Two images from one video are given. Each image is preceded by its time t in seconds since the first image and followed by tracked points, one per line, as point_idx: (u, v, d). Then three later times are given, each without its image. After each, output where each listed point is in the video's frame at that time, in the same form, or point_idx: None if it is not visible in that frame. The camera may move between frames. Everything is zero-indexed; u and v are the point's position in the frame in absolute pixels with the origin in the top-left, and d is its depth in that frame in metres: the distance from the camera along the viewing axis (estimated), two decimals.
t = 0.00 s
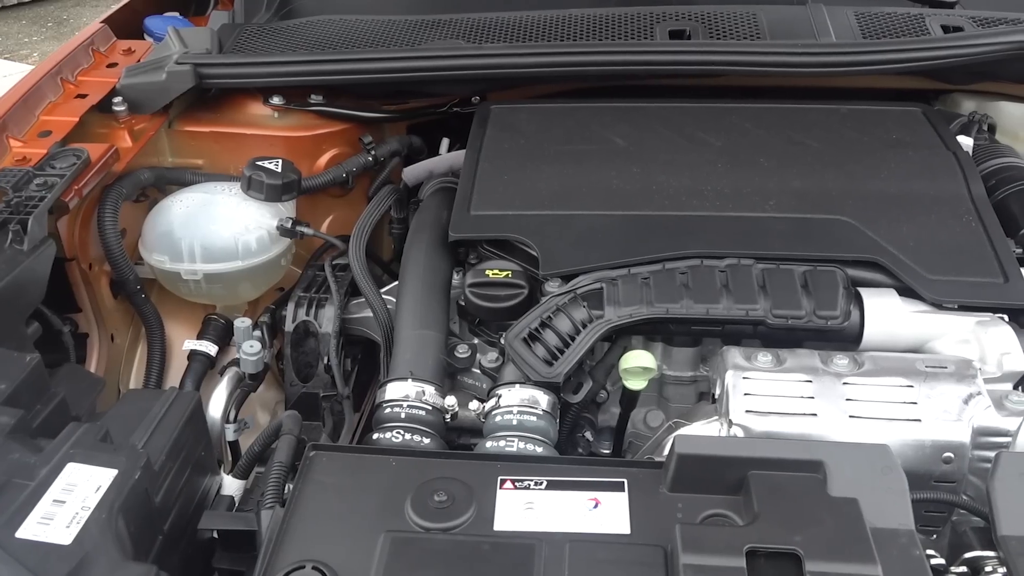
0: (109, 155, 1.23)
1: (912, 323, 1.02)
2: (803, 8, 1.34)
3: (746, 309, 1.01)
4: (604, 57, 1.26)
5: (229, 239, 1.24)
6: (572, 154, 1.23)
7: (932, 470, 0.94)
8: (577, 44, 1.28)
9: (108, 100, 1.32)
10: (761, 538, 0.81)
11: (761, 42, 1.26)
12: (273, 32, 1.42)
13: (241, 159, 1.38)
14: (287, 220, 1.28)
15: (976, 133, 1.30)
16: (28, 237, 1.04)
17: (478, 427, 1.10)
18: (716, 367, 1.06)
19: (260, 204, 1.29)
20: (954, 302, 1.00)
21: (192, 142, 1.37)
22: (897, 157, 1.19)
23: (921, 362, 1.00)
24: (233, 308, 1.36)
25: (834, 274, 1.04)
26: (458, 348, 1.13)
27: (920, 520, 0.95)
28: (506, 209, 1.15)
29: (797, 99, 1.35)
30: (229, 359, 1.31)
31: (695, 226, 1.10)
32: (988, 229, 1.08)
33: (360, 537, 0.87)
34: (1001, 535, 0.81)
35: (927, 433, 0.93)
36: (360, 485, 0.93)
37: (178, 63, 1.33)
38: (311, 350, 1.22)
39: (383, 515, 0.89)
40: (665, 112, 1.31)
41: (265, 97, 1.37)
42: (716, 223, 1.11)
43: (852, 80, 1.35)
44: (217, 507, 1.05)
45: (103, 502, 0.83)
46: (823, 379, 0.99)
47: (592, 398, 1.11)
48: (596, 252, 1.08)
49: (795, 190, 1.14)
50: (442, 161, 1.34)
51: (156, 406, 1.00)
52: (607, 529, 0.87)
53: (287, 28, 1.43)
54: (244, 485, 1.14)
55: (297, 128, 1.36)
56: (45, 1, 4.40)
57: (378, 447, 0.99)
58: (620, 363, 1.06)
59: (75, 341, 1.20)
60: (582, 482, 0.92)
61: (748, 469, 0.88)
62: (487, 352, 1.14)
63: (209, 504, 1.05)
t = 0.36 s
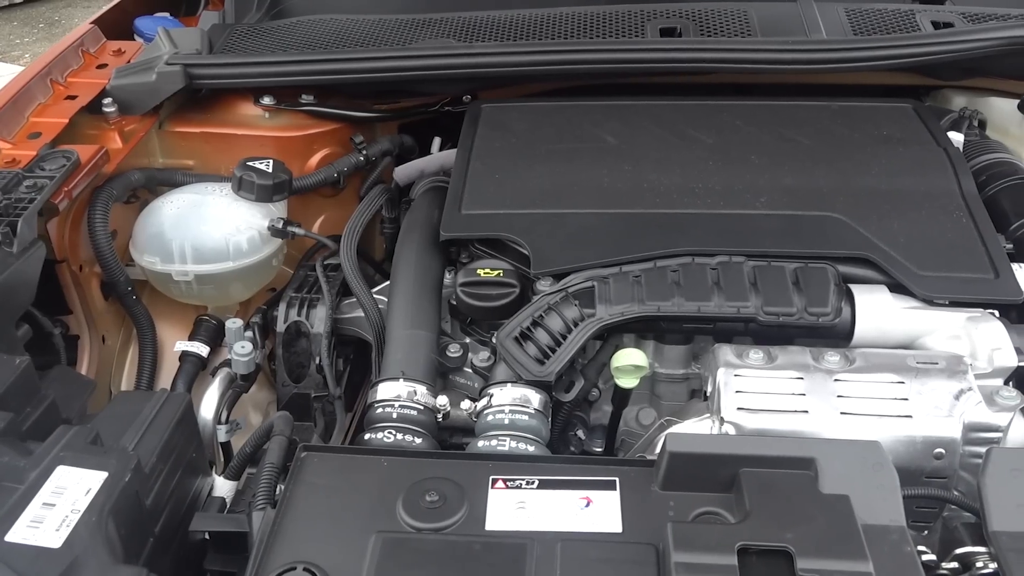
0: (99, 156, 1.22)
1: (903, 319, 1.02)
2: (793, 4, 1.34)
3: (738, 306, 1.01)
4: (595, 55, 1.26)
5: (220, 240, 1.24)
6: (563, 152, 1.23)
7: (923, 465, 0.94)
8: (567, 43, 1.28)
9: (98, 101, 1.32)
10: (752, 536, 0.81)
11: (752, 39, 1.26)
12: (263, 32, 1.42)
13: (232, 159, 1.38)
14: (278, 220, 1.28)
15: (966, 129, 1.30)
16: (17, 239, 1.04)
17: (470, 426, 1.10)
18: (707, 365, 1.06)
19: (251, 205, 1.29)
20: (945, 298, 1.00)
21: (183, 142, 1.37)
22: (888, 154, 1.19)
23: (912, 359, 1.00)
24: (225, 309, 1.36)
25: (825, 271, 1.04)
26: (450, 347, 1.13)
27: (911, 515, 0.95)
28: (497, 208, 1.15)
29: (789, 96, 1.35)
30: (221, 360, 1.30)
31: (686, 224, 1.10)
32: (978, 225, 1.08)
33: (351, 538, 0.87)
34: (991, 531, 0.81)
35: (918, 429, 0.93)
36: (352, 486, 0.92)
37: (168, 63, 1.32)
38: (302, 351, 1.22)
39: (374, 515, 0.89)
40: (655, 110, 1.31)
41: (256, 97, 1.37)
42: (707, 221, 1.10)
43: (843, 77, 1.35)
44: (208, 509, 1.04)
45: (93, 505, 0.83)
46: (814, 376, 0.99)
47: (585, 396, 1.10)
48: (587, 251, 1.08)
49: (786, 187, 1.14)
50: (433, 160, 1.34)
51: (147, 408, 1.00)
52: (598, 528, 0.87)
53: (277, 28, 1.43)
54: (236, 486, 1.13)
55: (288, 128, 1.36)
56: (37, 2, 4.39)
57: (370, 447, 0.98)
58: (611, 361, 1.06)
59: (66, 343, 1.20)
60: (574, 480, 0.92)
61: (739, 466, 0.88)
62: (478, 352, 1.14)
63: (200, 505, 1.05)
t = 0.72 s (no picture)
0: (86, 158, 1.22)
1: (891, 315, 1.02)
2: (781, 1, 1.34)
3: (726, 304, 1.02)
4: (583, 54, 1.26)
5: (209, 241, 1.24)
6: (552, 151, 1.23)
7: (912, 461, 0.95)
8: (555, 41, 1.27)
9: (86, 103, 1.31)
10: (741, 533, 0.81)
11: (740, 36, 1.26)
12: (252, 32, 1.42)
13: (221, 161, 1.38)
14: (268, 221, 1.27)
15: (954, 125, 1.29)
16: (3, 242, 1.03)
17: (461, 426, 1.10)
18: (697, 362, 1.06)
19: (240, 206, 1.29)
20: (933, 293, 1.00)
21: (171, 144, 1.37)
22: (875, 150, 1.19)
23: (900, 354, 1.00)
24: (214, 310, 1.35)
25: (813, 267, 1.05)
26: (440, 346, 1.13)
27: (900, 510, 0.95)
28: (486, 207, 1.14)
29: (777, 93, 1.35)
30: (211, 362, 1.30)
31: (674, 221, 1.10)
32: (966, 220, 1.08)
33: (340, 539, 0.87)
34: (979, 525, 0.81)
35: (907, 424, 0.94)
36: (341, 487, 0.92)
37: (156, 65, 1.32)
38: (293, 351, 1.23)
39: (363, 516, 0.89)
40: (644, 107, 1.31)
41: (245, 98, 1.36)
42: (696, 218, 1.10)
43: (832, 74, 1.35)
44: (197, 511, 1.04)
45: (80, 509, 0.83)
46: (803, 372, 0.99)
47: (575, 394, 1.11)
48: (576, 249, 1.08)
49: (774, 184, 1.14)
50: (422, 159, 1.34)
51: (135, 411, 1.00)
52: (587, 526, 0.87)
53: (266, 28, 1.42)
54: (227, 488, 1.13)
55: (276, 129, 1.35)
56: (27, 3, 4.38)
57: (360, 448, 0.98)
58: (601, 359, 1.06)
59: (55, 346, 1.19)
60: (563, 479, 0.92)
61: (728, 464, 0.88)
62: (468, 351, 1.14)
63: (189, 508, 1.04)
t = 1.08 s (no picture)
0: (71, 161, 1.21)
1: (877, 310, 1.02)
2: None
3: (712, 301, 1.02)
4: (568, 52, 1.26)
5: (195, 243, 1.23)
6: (537, 149, 1.23)
7: (898, 455, 0.95)
8: (540, 40, 1.27)
9: (71, 106, 1.31)
10: (726, 529, 0.81)
11: (725, 34, 1.26)
12: (237, 34, 1.41)
13: (207, 162, 1.37)
14: (254, 222, 1.27)
15: (938, 121, 1.29)
16: None
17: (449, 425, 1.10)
18: (683, 359, 1.06)
19: (226, 208, 1.28)
20: (918, 288, 1.00)
21: (157, 146, 1.36)
22: (860, 146, 1.19)
23: (885, 349, 1.00)
24: (202, 312, 1.34)
25: (799, 263, 1.05)
26: (427, 346, 1.12)
27: (886, 504, 0.95)
28: (472, 207, 1.14)
29: (763, 90, 1.35)
30: (200, 364, 1.29)
31: (660, 219, 1.10)
32: (950, 215, 1.08)
33: (326, 539, 0.87)
34: (963, 519, 0.82)
35: (892, 419, 0.94)
36: (327, 488, 0.92)
37: (140, 67, 1.31)
38: (281, 352, 1.22)
39: (350, 517, 0.89)
40: (630, 106, 1.31)
41: (230, 99, 1.36)
42: (681, 216, 1.10)
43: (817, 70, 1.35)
44: (184, 514, 1.04)
45: (65, 513, 0.82)
46: (789, 368, 0.99)
47: (563, 392, 1.10)
48: (562, 248, 1.08)
49: (759, 181, 1.14)
50: (408, 159, 1.33)
51: (120, 414, 0.99)
52: (574, 525, 0.87)
53: (251, 30, 1.42)
54: (215, 490, 1.13)
55: (263, 130, 1.35)
56: (15, 6, 4.36)
57: (347, 449, 0.98)
58: (588, 357, 1.06)
59: (41, 350, 1.19)
60: (550, 478, 0.92)
61: (713, 460, 0.88)
62: (455, 350, 1.13)
63: (176, 511, 1.04)
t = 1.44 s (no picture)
0: (53, 164, 1.21)
1: (858, 305, 1.03)
2: None
3: (695, 298, 1.02)
4: (550, 52, 1.26)
5: (178, 245, 1.23)
6: (520, 149, 1.23)
7: (881, 449, 0.95)
8: (522, 40, 1.27)
9: (52, 109, 1.29)
10: (709, 525, 0.82)
11: (706, 32, 1.26)
12: (219, 36, 1.41)
13: (190, 165, 1.37)
14: (238, 224, 1.26)
15: (919, 116, 1.30)
16: None
17: (434, 425, 1.10)
18: (667, 357, 1.06)
19: (209, 210, 1.28)
20: (900, 283, 1.01)
21: (139, 148, 1.36)
22: (841, 142, 1.20)
23: (867, 344, 1.00)
24: (186, 315, 1.33)
25: (780, 260, 1.05)
26: (411, 347, 1.12)
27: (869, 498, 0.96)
28: (455, 206, 1.14)
29: (745, 87, 1.36)
30: (184, 367, 1.29)
31: (643, 217, 1.10)
32: (931, 209, 1.09)
33: (310, 541, 0.87)
34: (944, 512, 0.82)
35: (874, 414, 0.95)
36: (311, 490, 0.92)
37: (122, 69, 1.31)
38: (265, 355, 1.21)
39: (333, 518, 0.89)
40: (612, 104, 1.31)
41: (213, 101, 1.36)
42: (664, 214, 1.11)
43: (799, 67, 1.36)
44: (168, 518, 1.03)
45: (47, 517, 0.82)
46: (771, 364, 0.99)
47: (548, 391, 1.11)
48: (545, 247, 1.08)
49: (741, 178, 1.15)
50: (392, 159, 1.33)
51: (103, 418, 0.99)
52: (558, 523, 0.87)
53: (233, 31, 1.42)
54: (199, 493, 1.13)
55: (246, 132, 1.35)
56: None
57: (331, 450, 0.98)
58: (572, 356, 1.06)
59: (25, 355, 1.19)
60: (534, 476, 0.92)
61: (696, 456, 0.88)
62: (440, 350, 1.14)
63: (160, 514, 1.03)
